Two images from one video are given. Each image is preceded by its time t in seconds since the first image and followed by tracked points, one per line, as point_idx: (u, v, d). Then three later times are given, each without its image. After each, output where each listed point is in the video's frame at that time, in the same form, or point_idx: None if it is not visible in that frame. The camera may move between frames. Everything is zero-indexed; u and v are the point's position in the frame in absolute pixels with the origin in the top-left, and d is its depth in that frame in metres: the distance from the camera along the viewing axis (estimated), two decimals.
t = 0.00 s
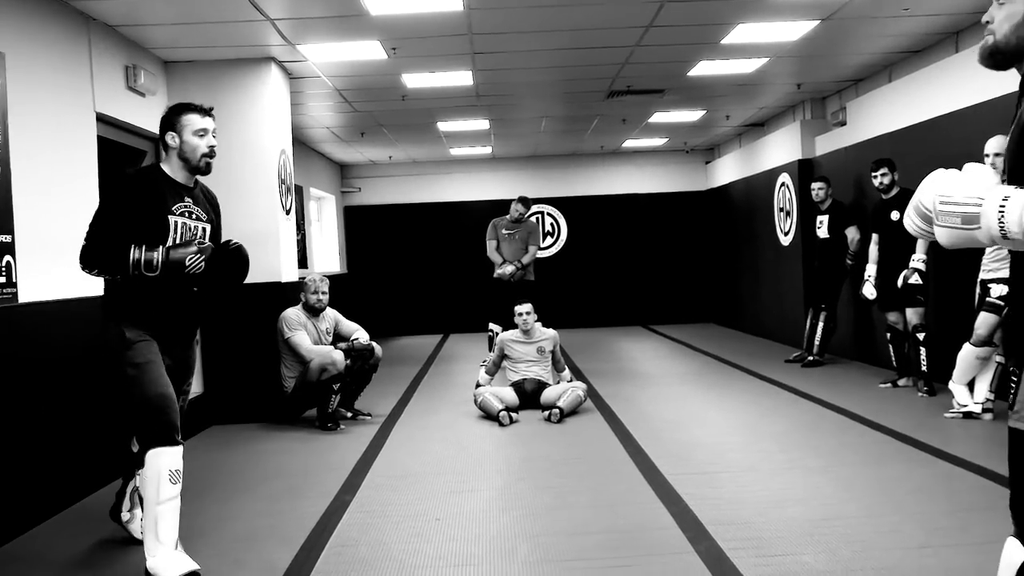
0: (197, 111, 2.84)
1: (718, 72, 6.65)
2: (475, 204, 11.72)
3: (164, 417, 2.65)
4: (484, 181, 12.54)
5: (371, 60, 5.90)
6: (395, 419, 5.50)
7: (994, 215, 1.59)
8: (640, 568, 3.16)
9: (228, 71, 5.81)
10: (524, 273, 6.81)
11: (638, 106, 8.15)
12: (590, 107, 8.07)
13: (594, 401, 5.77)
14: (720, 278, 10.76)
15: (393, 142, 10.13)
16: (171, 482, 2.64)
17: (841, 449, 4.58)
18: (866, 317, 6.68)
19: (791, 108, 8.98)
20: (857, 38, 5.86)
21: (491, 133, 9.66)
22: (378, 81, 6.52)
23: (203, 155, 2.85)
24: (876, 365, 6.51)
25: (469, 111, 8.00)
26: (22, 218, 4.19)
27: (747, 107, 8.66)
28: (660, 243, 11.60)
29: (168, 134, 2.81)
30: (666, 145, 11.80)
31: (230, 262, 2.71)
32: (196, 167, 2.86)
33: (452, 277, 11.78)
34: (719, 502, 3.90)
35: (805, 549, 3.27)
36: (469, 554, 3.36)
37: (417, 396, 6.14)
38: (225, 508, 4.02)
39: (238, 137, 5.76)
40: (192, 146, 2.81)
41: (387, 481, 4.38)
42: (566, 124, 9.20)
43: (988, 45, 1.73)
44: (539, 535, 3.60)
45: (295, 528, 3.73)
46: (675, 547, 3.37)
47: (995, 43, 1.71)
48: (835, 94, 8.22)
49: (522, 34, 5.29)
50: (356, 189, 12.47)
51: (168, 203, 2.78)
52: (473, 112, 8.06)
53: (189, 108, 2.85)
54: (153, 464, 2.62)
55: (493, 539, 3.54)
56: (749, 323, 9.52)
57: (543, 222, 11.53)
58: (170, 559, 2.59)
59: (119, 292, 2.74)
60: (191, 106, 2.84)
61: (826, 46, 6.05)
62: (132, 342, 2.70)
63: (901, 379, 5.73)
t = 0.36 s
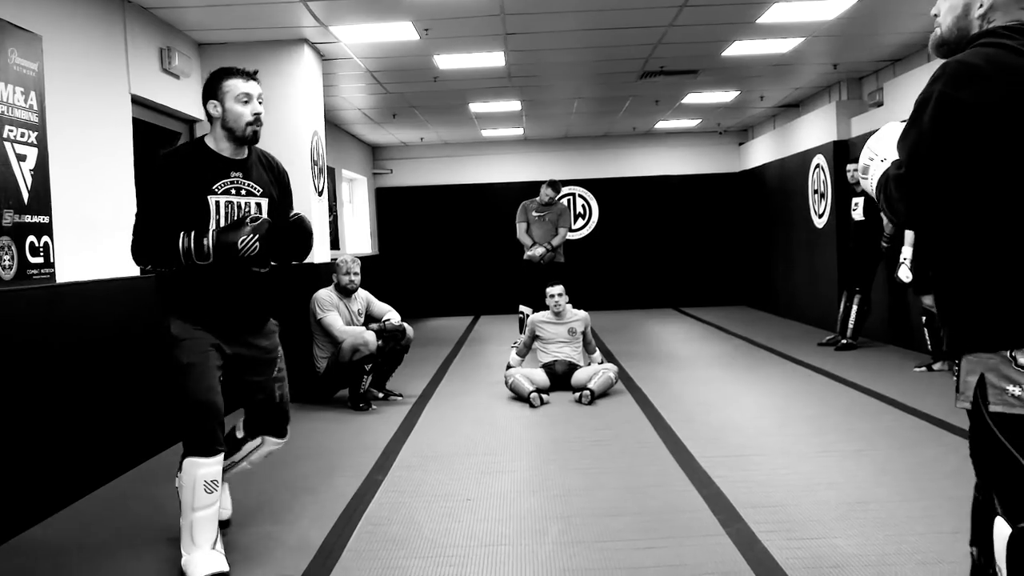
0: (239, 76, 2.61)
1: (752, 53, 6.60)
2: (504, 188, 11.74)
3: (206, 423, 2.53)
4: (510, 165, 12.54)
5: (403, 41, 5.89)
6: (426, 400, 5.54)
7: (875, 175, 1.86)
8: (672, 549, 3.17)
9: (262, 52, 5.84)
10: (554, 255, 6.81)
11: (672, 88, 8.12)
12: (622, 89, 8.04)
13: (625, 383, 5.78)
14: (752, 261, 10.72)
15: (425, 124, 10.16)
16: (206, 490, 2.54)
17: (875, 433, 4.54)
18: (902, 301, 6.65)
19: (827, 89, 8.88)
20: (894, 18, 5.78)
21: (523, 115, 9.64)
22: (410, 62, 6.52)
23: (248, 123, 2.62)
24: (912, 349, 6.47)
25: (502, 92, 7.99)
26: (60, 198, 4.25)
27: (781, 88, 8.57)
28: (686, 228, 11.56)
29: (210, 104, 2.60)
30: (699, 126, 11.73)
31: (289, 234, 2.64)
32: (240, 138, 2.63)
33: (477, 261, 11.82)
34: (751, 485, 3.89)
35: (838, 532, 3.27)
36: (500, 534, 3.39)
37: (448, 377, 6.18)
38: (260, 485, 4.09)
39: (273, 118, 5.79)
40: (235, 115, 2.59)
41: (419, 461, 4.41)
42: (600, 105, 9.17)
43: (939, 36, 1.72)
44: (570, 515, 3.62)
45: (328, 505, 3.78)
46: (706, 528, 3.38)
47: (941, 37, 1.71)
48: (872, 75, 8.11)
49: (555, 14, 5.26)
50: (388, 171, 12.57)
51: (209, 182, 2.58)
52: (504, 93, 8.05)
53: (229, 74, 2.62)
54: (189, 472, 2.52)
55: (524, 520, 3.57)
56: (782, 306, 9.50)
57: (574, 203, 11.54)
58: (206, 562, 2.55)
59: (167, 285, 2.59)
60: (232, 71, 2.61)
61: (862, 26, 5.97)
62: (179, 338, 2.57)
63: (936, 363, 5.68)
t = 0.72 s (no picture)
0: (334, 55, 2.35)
1: (753, 44, 6.59)
2: (503, 181, 11.73)
3: (261, 441, 2.35)
4: (510, 158, 12.53)
5: (404, 30, 5.88)
6: (424, 390, 5.54)
7: (847, 167, 1.77)
8: (668, 540, 3.17)
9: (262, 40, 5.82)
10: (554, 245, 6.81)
11: (675, 79, 8.10)
12: (622, 79, 8.02)
13: (623, 374, 5.78)
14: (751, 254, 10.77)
15: (425, 114, 10.13)
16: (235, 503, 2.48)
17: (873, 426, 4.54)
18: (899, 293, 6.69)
19: (827, 81, 8.89)
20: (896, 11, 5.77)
21: (523, 105, 9.62)
22: (411, 51, 6.51)
23: (337, 107, 2.35)
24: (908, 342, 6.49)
25: (502, 83, 7.97)
26: (59, 186, 4.23)
27: (783, 80, 8.56)
28: (686, 222, 11.55)
29: (298, 82, 2.33)
30: (699, 118, 11.75)
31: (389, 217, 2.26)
32: (328, 122, 2.37)
33: (476, 254, 11.82)
34: (747, 477, 3.89)
35: (835, 524, 3.27)
36: (497, 525, 3.39)
37: (446, 368, 6.17)
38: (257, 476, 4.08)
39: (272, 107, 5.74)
40: (325, 97, 2.32)
41: (416, 451, 4.41)
42: (601, 96, 9.15)
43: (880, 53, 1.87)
44: (567, 507, 3.61)
45: (326, 492, 3.77)
46: (703, 520, 3.38)
47: (885, 50, 1.86)
48: (873, 68, 8.11)
49: (557, 4, 5.26)
50: (388, 162, 12.54)
51: (292, 163, 2.33)
52: (505, 83, 8.03)
53: (320, 53, 2.37)
54: (222, 486, 2.44)
55: (521, 511, 3.56)
56: (780, 299, 9.55)
57: (575, 194, 11.52)
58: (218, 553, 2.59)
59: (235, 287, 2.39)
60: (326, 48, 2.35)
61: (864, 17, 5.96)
62: (242, 345, 2.36)
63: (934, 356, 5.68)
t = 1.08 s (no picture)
0: (355, 28, 1.97)
1: (721, 52, 6.65)
2: (477, 188, 11.72)
3: (299, 458, 1.91)
4: (484, 163, 12.55)
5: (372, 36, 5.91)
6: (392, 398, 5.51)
7: (757, 179, 1.72)
8: (636, 548, 3.16)
9: (229, 45, 5.78)
10: (523, 251, 6.84)
11: (641, 86, 8.17)
12: (592, 87, 8.07)
13: (592, 381, 5.78)
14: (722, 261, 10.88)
15: (397, 120, 10.12)
16: (308, 547, 1.91)
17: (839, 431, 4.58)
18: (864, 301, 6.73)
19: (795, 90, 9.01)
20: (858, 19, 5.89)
21: (493, 112, 9.64)
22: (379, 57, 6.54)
23: (358, 90, 1.99)
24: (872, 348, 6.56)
25: (471, 89, 8.01)
26: (21, 189, 4.17)
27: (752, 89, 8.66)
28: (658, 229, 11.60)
29: (312, 57, 1.94)
30: (669, 125, 11.87)
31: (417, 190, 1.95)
32: (344, 104, 2.01)
33: (451, 261, 11.79)
34: (714, 483, 3.90)
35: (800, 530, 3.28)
36: (463, 533, 3.36)
37: (415, 374, 6.14)
38: (222, 485, 4.02)
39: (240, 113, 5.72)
40: (346, 76, 1.95)
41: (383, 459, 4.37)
42: (570, 103, 9.21)
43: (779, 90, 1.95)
44: (534, 514, 3.60)
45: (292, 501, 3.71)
46: (669, 526, 3.38)
47: (786, 86, 1.93)
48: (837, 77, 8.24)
49: (526, 11, 5.27)
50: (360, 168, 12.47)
51: (304, 148, 1.96)
52: (474, 90, 8.07)
53: (339, 21, 1.97)
54: (283, 524, 1.89)
55: (488, 518, 3.54)
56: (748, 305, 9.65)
57: (543, 201, 11.47)
58: None
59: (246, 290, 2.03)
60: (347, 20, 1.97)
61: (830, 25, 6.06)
62: (265, 349, 1.98)
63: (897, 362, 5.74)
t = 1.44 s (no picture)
0: (412, 30, 1.90)
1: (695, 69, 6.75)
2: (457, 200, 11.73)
3: (309, 480, 1.81)
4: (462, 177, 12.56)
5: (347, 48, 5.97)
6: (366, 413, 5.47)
7: (651, 117, 1.94)
8: (609, 566, 3.14)
9: (202, 56, 5.75)
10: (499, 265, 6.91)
11: (615, 102, 8.24)
12: (567, 102, 8.14)
13: (565, 396, 5.77)
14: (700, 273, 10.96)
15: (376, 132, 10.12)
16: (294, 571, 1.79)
17: (812, 447, 4.60)
18: (837, 317, 6.77)
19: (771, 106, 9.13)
20: (829, 37, 5.99)
21: (468, 126, 9.66)
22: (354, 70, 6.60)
23: (406, 92, 1.91)
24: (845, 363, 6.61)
25: (447, 104, 8.06)
26: None
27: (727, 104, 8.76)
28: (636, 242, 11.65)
29: (363, 52, 1.87)
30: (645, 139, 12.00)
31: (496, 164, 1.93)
32: (390, 105, 1.93)
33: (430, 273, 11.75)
34: (687, 498, 3.89)
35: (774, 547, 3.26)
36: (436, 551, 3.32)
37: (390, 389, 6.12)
38: (192, 500, 3.96)
39: (213, 124, 5.69)
40: (396, 76, 1.87)
41: (356, 475, 4.32)
42: (544, 118, 9.25)
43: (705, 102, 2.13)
44: (506, 531, 3.57)
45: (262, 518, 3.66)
46: (643, 544, 3.36)
47: (712, 102, 2.12)
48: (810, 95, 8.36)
49: (501, 26, 5.34)
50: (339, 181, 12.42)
51: (347, 151, 1.87)
52: (450, 104, 8.12)
53: (393, 18, 1.90)
54: (275, 543, 1.78)
55: (461, 535, 3.51)
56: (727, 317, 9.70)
57: (518, 215, 11.42)
58: None
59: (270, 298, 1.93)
60: (403, 21, 1.90)
61: (802, 42, 6.15)
62: (287, 360, 1.85)
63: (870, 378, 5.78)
